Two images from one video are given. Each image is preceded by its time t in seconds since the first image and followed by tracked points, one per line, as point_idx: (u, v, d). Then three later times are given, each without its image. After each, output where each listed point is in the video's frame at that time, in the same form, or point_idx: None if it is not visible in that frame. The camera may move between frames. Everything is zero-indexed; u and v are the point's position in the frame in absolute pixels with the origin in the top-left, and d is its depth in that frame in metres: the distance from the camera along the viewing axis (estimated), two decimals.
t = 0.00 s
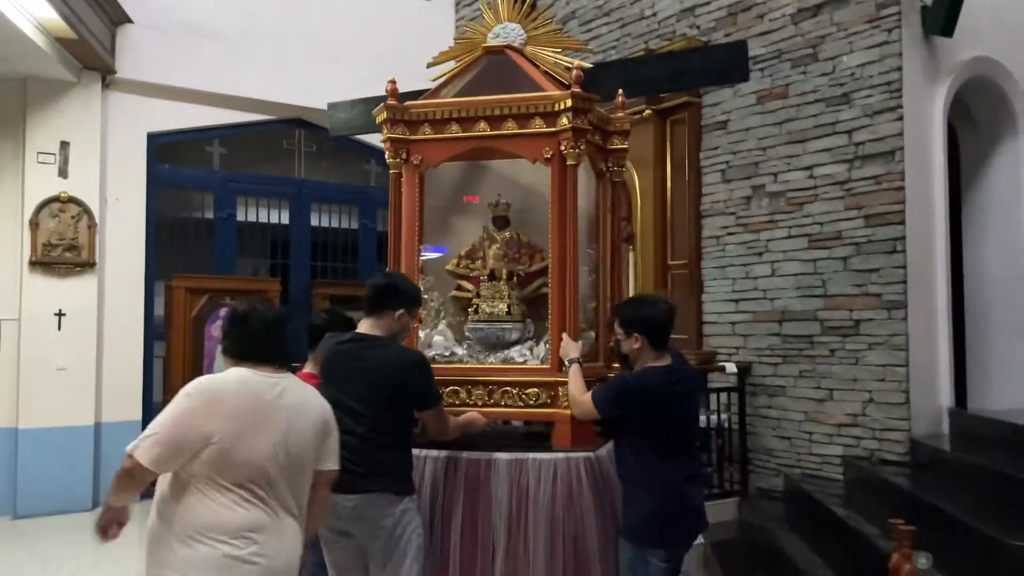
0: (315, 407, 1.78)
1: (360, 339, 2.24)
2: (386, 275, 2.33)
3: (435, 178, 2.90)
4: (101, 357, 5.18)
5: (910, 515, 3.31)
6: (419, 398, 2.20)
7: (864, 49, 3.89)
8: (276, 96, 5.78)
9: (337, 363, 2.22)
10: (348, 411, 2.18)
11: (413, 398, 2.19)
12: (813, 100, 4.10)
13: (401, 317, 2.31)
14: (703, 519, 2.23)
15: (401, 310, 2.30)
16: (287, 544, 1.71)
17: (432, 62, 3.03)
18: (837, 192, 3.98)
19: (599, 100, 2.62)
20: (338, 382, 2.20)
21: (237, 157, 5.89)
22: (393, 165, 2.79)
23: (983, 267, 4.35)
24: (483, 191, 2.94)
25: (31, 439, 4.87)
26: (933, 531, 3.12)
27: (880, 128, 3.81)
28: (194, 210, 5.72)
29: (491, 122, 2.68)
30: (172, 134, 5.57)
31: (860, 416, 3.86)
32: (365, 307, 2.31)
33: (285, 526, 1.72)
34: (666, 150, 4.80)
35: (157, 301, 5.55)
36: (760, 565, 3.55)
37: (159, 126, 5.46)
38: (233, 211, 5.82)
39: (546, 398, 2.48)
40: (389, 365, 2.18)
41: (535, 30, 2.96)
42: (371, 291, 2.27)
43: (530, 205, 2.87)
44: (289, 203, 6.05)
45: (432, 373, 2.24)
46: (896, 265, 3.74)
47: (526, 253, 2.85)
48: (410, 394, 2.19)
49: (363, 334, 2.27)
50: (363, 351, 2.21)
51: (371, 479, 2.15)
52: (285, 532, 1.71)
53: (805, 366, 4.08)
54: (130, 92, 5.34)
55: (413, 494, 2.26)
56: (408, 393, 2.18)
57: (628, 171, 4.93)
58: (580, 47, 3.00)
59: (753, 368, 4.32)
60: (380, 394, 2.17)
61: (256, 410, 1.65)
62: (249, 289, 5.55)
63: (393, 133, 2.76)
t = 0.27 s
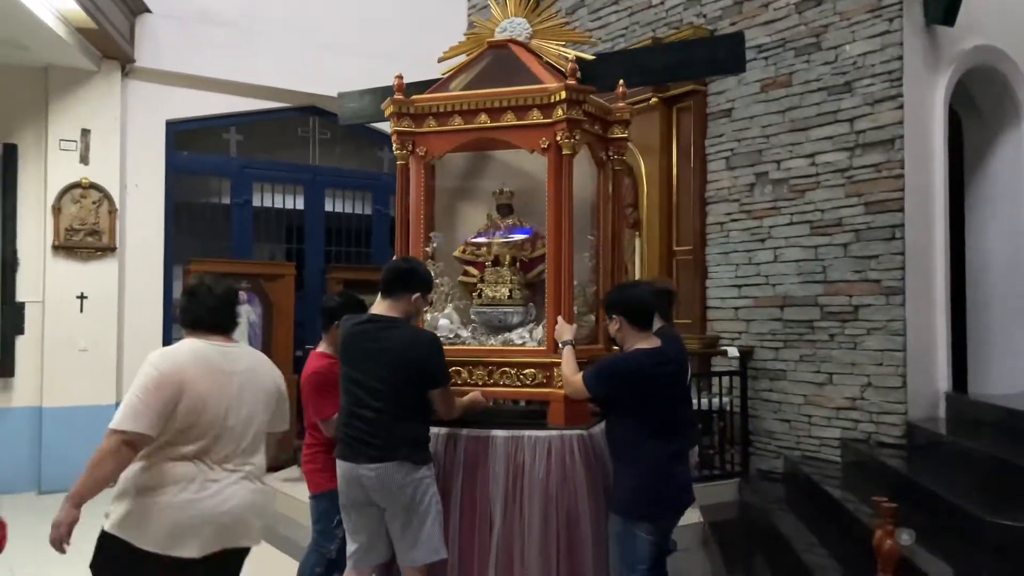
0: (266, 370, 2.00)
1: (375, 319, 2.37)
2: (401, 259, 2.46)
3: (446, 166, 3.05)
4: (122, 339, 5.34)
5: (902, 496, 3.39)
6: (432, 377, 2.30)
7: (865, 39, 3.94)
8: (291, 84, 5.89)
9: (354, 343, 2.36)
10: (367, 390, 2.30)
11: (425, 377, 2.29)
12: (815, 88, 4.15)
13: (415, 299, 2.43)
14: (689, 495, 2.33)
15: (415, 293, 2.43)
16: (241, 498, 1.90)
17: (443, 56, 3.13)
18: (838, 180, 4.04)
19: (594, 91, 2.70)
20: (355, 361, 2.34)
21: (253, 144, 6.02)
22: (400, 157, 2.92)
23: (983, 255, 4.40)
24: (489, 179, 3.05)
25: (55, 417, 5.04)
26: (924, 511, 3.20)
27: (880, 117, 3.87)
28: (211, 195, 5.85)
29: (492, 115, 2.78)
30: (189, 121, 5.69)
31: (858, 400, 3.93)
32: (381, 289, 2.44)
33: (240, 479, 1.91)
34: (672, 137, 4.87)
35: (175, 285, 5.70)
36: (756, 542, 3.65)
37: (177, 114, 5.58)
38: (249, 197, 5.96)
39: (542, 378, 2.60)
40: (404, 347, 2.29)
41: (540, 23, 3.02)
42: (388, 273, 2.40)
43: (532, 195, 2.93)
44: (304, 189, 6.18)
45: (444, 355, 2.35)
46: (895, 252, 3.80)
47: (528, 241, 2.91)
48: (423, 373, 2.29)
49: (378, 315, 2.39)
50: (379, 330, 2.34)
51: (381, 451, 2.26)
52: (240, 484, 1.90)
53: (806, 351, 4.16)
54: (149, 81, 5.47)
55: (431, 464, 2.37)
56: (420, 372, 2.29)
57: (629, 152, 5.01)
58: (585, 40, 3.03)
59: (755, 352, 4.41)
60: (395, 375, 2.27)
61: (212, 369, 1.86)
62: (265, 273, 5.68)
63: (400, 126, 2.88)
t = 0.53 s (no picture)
0: (225, 355, 2.08)
1: (382, 299, 2.47)
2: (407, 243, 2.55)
3: (453, 152, 3.13)
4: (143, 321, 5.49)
5: (898, 477, 3.46)
6: (436, 355, 2.40)
7: (870, 27, 3.98)
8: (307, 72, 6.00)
9: (361, 322, 2.45)
10: (375, 364, 2.41)
11: (430, 354, 2.40)
12: (820, 77, 4.20)
13: (420, 280, 2.53)
14: (678, 469, 2.43)
15: (420, 275, 2.52)
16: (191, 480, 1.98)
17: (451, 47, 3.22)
18: (842, 167, 4.09)
19: (591, 81, 2.79)
20: (362, 339, 2.44)
21: (269, 132, 6.15)
22: (407, 145, 3.02)
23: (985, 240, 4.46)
24: (494, 168, 3.11)
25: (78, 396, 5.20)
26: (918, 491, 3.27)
27: (883, 105, 3.91)
28: (229, 182, 6.00)
29: (494, 105, 2.87)
30: (207, 109, 5.81)
31: (859, 384, 4.00)
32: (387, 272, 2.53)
33: (191, 461, 1.99)
34: (680, 125, 4.90)
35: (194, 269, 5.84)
36: (754, 521, 3.73)
37: (195, 101, 5.70)
38: (266, 183, 6.09)
39: (541, 359, 2.70)
40: (409, 325, 2.40)
41: (545, 14, 3.13)
42: (394, 256, 2.49)
43: (535, 182, 3.00)
44: (319, 176, 6.30)
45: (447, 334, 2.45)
46: (896, 239, 3.85)
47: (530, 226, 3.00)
48: (427, 351, 2.40)
49: (385, 295, 2.49)
50: (385, 310, 2.43)
51: (385, 425, 2.36)
52: (192, 464, 1.99)
53: (808, 336, 4.22)
54: (169, 69, 5.59)
55: (434, 439, 2.48)
56: (425, 349, 2.39)
57: (638, 138, 5.08)
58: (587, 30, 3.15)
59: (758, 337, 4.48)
60: (401, 351, 2.39)
61: (161, 354, 1.96)
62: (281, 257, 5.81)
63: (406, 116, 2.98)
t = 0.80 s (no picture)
0: (207, 335, 2.36)
1: (388, 290, 2.57)
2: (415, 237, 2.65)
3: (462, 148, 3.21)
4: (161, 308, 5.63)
5: (893, 465, 3.53)
6: (439, 343, 2.51)
7: (873, 22, 4.03)
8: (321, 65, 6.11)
9: (368, 312, 2.55)
10: (381, 351, 2.51)
11: (433, 342, 2.51)
12: (824, 71, 4.25)
13: (425, 273, 2.63)
14: (670, 454, 2.53)
15: (425, 267, 2.62)
16: (175, 448, 2.27)
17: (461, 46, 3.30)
18: (844, 160, 4.15)
19: (591, 78, 2.86)
20: (369, 328, 2.54)
21: (284, 123, 6.26)
22: (416, 140, 3.11)
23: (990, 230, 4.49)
24: (500, 161, 3.17)
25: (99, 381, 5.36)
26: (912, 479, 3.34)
27: (884, 99, 3.97)
28: (245, 172, 6.12)
29: (499, 101, 2.95)
30: (223, 101, 5.93)
31: (858, 374, 4.07)
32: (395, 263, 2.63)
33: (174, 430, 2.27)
34: (686, 117, 4.98)
35: (212, 258, 5.98)
36: (753, 507, 3.82)
37: (212, 94, 5.83)
38: (281, 174, 6.21)
39: (540, 347, 2.79)
40: (413, 314, 2.50)
41: (552, 12, 3.19)
42: (402, 248, 2.59)
43: (539, 175, 3.05)
44: (333, 167, 6.41)
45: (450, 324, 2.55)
46: (896, 231, 3.92)
47: (535, 218, 3.07)
48: (431, 339, 2.50)
49: (391, 286, 2.59)
50: (392, 300, 2.53)
51: (389, 410, 2.48)
52: (177, 434, 2.28)
53: (810, 327, 4.30)
54: (186, 62, 5.71)
55: (438, 424, 2.60)
56: (428, 338, 2.50)
57: (644, 129, 5.13)
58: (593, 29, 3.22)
59: (761, 328, 4.55)
60: (406, 339, 2.48)
61: (142, 335, 2.27)
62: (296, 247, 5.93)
63: (416, 112, 3.08)
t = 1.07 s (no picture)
0: (228, 319, 2.64)
1: (393, 276, 2.66)
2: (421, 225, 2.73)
3: (473, 140, 3.28)
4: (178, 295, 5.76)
5: (889, 451, 3.60)
6: (441, 328, 2.61)
7: (875, 15, 4.08)
8: (333, 57, 6.20)
9: (376, 296, 2.65)
10: (385, 334, 2.61)
11: (435, 327, 2.61)
12: (827, 63, 4.31)
13: (429, 260, 2.70)
14: (664, 436, 2.61)
15: (429, 255, 2.70)
16: (185, 421, 2.53)
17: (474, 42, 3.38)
18: (846, 152, 4.21)
19: (592, 72, 2.92)
20: (375, 312, 2.64)
21: (298, 114, 6.37)
22: (426, 132, 3.21)
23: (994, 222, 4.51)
24: (509, 153, 3.23)
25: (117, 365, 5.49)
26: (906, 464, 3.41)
27: (885, 91, 4.02)
28: (260, 162, 6.24)
29: (504, 95, 3.02)
30: (238, 92, 6.03)
31: (858, 362, 4.14)
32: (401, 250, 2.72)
33: (200, 403, 2.57)
34: (693, 109, 5.04)
35: (227, 246, 6.11)
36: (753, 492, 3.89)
37: (227, 85, 5.93)
38: (294, 164, 6.30)
39: (540, 332, 2.88)
40: (416, 300, 2.59)
41: (560, 9, 3.28)
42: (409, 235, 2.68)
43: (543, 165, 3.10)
44: (346, 156, 6.51)
45: (452, 309, 2.64)
46: (896, 222, 3.97)
47: (541, 207, 3.11)
48: (433, 324, 2.60)
49: (396, 272, 2.68)
50: (398, 286, 2.63)
51: (396, 389, 2.58)
52: (200, 408, 2.56)
53: (811, 316, 4.36)
54: (202, 54, 5.82)
55: (441, 405, 2.71)
56: (431, 323, 2.60)
57: (650, 120, 5.20)
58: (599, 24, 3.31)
59: (764, 317, 4.62)
60: (410, 323, 2.59)
61: (168, 319, 2.55)
62: (308, 236, 6.03)
63: (426, 105, 3.17)
